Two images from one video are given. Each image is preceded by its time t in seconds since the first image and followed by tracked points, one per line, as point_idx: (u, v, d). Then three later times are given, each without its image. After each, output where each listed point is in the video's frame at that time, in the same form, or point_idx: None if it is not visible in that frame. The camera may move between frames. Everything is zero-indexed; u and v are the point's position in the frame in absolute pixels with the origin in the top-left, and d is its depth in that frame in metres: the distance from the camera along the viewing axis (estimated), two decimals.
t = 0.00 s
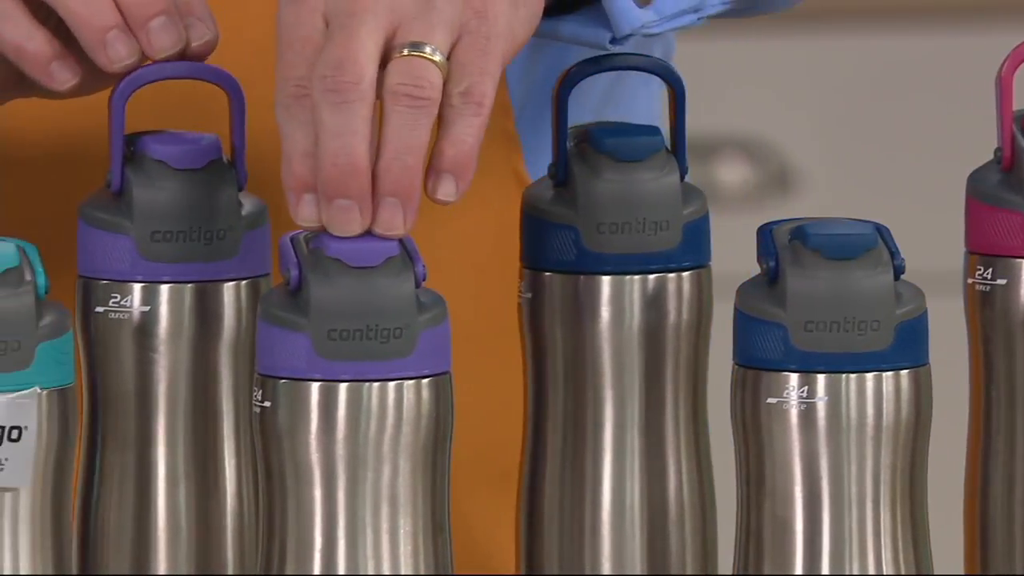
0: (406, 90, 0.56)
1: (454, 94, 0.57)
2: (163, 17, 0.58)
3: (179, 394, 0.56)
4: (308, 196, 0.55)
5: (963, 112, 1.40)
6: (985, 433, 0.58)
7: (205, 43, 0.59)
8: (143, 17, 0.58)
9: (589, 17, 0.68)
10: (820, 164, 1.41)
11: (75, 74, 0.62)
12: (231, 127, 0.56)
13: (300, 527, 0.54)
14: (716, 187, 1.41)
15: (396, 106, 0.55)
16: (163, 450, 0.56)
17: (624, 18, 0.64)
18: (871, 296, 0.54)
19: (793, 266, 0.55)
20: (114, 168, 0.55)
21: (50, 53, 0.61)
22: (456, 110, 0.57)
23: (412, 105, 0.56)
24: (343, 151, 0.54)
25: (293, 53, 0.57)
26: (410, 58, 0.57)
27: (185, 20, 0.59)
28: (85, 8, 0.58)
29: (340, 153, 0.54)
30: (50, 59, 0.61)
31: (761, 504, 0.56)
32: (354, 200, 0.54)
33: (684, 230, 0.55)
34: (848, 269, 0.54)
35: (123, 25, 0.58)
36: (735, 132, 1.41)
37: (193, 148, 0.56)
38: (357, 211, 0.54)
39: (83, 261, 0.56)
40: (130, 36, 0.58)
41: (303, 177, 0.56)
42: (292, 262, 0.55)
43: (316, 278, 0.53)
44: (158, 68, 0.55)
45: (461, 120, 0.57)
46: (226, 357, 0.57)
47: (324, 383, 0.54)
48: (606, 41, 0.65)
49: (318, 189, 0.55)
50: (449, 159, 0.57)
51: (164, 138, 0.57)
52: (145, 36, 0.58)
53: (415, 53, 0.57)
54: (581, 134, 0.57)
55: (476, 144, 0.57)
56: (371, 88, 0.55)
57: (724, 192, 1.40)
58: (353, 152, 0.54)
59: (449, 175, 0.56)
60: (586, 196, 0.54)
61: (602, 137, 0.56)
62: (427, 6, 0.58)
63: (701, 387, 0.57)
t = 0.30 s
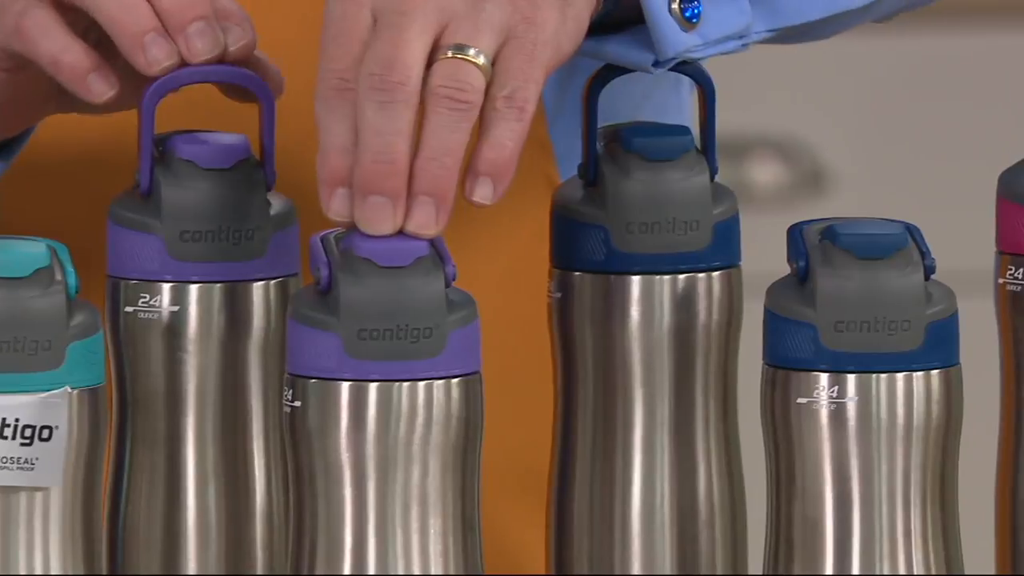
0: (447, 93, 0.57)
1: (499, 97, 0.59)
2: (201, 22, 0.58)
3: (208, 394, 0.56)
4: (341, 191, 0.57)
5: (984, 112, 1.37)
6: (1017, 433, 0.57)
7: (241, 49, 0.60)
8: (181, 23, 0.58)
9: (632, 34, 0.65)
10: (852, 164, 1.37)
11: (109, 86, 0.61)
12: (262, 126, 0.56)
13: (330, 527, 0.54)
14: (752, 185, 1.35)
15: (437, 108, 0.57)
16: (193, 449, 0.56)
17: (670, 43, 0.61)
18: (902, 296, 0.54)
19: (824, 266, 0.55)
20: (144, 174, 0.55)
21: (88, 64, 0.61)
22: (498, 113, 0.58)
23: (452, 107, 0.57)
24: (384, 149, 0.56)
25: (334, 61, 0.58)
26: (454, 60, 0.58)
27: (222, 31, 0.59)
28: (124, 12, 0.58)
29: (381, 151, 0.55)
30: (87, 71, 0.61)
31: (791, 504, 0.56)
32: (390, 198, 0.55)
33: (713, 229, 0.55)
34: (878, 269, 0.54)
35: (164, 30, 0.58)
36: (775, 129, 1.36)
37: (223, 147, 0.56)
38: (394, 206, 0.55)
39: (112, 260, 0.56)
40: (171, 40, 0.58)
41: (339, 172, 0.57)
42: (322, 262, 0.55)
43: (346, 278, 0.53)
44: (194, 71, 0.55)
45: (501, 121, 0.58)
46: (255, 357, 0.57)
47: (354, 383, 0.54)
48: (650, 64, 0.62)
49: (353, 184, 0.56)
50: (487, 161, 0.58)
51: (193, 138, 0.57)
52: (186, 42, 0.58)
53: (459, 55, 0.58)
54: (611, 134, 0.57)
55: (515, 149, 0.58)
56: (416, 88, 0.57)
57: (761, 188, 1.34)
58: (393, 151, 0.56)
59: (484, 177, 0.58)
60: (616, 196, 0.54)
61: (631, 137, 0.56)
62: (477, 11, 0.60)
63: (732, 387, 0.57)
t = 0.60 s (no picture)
0: (469, 92, 0.57)
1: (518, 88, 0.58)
2: (226, 25, 0.58)
3: (235, 393, 0.56)
4: (361, 177, 0.56)
5: (994, 111, 1.35)
6: None
7: (268, 52, 0.59)
8: (206, 25, 0.58)
9: (654, 36, 0.64)
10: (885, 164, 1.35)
11: (136, 93, 0.61)
12: (286, 127, 0.56)
13: (357, 527, 0.54)
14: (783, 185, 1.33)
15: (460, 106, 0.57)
16: (220, 448, 0.56)
17: (692, 42, 0.61)
18: (931, 296, 0.54)
19: (853, 266, 0.55)
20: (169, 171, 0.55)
21: (114, 72, 0.61)
22: (518, 105, 0.58)
23: (476, 106, 0.57)
24: (410, 148, 0.55)
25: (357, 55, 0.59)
26: (474, 58, 0.58)
27: (248, 34, 0.59)
28: (149, 16, 0.58)
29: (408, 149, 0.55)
30: (114, 79, 0.61)
31: (819, 504, 0.56)
32: (416, 194, 0.55)
33: (741, 229, 0.55)
34: (907, 269, 0.54)
35: (189, 32, 0.58)
36: (800, 130, 1.35)
37: (248, 147, 0.56)
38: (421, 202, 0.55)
39: (137, 260, 0.56)
40: (196, 42, 0.57)
41: (358, 161, 0.56)
42: (350, 262, 0.55)
43: (373, 278, 0.53)
44: (217, 75, 0.55)
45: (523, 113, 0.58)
46: (282, 356, 0.57)
47: (381, 382, 0.54)
48: (672, 62, 0.61)
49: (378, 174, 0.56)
50: (508, 153, 0.57)
51: (219, 138, 0.57)
52: (211, 42, 0.57)
53: (478, 52, 0.58)
54: (638, 134, 0.57)
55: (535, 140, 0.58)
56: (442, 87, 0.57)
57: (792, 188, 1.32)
58: (420, 150, 0.55)
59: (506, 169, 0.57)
60: (644, 196, 0.54)
61: (659, 137, 0.56)
62: (492, 2, 0.60)
63: (759, 386, 0.57)
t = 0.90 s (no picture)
0: (495, 92, 0.57)
1: (544, 87, 0.58)
2: (253, 24, 0.58)
3: (263, 393, 0.56)
4: (386, 178, 0.56)
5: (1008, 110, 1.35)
6: None
7: (295, 51, 0.59)
8: (233, 24, 0.58)
9: (680, 36, 0.64)
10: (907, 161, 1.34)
11: (163, 91, 0.62)
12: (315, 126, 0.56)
13: (385, 527, 0.54)
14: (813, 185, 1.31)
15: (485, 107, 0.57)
16: (247, 447, 0.56)
17: (718, 41, 0.61)
18: (960, 296, 0.54)
19: (881, 266, 0.55)
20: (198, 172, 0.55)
21: (142, 72, 0.62)
22: (544, 104, 0.58)
23: (501, 105, 0.57)
24: (436, 148, 0.55)
25: (383, 56, 0.58)
26: (499, 58, 0.58)
27: (275, 33, 0.59)
28: (176, 16, 0.59)
29: (433, 149, 0.55)
30: (142, 78, 0.62)
31: (847, 504, 0.56)
32: (441, 195, 0.55)
33: (769, 229, 0.55)
34: (935, 269, 0.54)
35: (217, 32, 0.58)
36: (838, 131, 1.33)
37: (276, 147, 0.56)
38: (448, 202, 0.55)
39: (165, 260, 0.56)
40: (224, 40, 0.57)
41: (384, 161, 0.56)
42: (378, 262, 0.54)
43: (401, 278, 0.53)
44: (244, 73, 0.55)
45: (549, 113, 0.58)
46: (310, 355, 0.57)
47: (409, 382, 0.53)
48: (698, 60, 0.61)
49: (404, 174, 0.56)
50: (533, 153, 0.57)
51: (247, 137, 0.57)
52: (239, 41, 0.57)
53: (503, 51, 0.58)
54: (665, 134, 0.57)
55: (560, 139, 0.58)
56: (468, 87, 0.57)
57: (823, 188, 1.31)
58: (445, 151, 0.55)
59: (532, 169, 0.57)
60: (671, 196, 0.54)
61: (687, 137, 0.56)
62: (517, 2, 0.60)
63: (787, 386, 0.57)
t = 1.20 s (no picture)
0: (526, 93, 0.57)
1: (576, 87, 0.58)
2: (287, 23, 0.58)
3: (295, 394, 0.56)
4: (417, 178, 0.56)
5: None
6: None
7: (329, 50, 0.60)
8: (266, 24, 0.58)
9: (713, 40, 0.64)
10: (947, 162, 1.35)
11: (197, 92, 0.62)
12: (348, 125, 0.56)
13: (415, 528, 0.53)
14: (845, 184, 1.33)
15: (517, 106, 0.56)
16: (280, 447, 0.56)
17: (751, 43, 0.61)
18: (991, 296, 0.54)
19: (912, 265, 0.55)
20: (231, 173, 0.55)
21: (176, 72, 0.62)
22: (575, 104, 0.58)
23: (532, 106, 0.57)
24: (468, 147, 0.55)
25: (416, 56, 0.58)
26: (531, 58, 0.58)
27: (308, 32, 0.59)
28: (209, 16, 0.59)
29: (465, 149, 0.55)
30: (176, 79, 0.62)
31: (878, 504, 0.56)
32: (473, 195, 0.54)
33: (800, 229, 0.55)
34: (967, 269, 0.54)
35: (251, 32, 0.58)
36: (869, 130, 1.35)
37: (309, 147, 0.56)
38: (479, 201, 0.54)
39: (198, 260, 0.56)
40: (257, 40, 0.58)
41: (416, 161, 0.56)
42: (407, 262, 0.54)
43: (430, 277, 0.52)
44: (278, 73, 0.55)
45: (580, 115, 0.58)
46: (342, 355, 0.57)
47: (439, 382, 0.52)
48: (731, 63, 0.62)
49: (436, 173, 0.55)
50: (565, 154, 0.57)
51: (281, 137, 0.57)
52: (273, 41, 0.57)
53: (535, 52, 0.58)
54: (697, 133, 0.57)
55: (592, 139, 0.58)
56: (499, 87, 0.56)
57: (856, 188, 1.33)
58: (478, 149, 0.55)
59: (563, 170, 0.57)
60: (702, 196, 0.54)
61: (719, 136, 0.56)
62: (550, 2, 0.60)
63: (819, 387, 0.56)
